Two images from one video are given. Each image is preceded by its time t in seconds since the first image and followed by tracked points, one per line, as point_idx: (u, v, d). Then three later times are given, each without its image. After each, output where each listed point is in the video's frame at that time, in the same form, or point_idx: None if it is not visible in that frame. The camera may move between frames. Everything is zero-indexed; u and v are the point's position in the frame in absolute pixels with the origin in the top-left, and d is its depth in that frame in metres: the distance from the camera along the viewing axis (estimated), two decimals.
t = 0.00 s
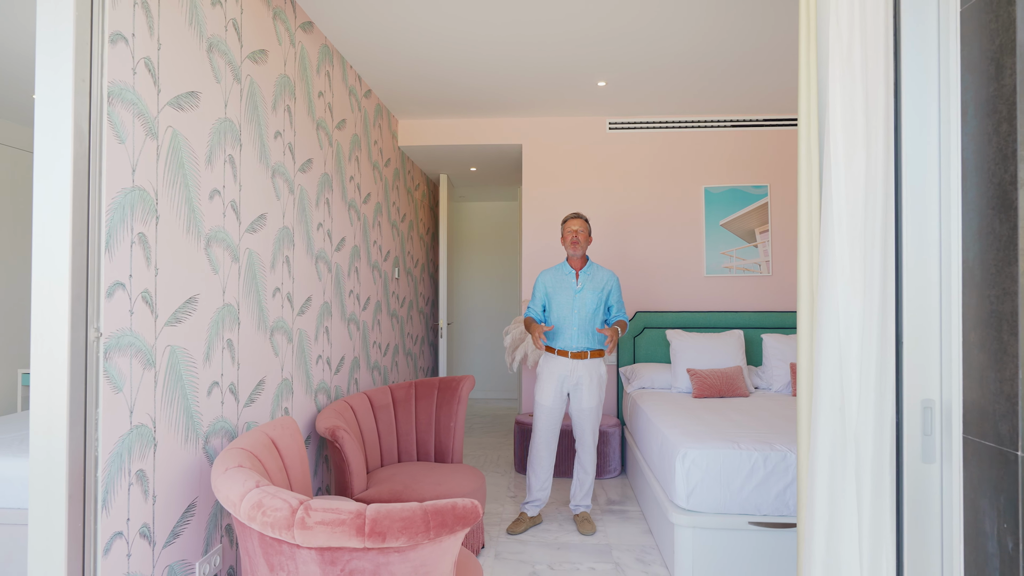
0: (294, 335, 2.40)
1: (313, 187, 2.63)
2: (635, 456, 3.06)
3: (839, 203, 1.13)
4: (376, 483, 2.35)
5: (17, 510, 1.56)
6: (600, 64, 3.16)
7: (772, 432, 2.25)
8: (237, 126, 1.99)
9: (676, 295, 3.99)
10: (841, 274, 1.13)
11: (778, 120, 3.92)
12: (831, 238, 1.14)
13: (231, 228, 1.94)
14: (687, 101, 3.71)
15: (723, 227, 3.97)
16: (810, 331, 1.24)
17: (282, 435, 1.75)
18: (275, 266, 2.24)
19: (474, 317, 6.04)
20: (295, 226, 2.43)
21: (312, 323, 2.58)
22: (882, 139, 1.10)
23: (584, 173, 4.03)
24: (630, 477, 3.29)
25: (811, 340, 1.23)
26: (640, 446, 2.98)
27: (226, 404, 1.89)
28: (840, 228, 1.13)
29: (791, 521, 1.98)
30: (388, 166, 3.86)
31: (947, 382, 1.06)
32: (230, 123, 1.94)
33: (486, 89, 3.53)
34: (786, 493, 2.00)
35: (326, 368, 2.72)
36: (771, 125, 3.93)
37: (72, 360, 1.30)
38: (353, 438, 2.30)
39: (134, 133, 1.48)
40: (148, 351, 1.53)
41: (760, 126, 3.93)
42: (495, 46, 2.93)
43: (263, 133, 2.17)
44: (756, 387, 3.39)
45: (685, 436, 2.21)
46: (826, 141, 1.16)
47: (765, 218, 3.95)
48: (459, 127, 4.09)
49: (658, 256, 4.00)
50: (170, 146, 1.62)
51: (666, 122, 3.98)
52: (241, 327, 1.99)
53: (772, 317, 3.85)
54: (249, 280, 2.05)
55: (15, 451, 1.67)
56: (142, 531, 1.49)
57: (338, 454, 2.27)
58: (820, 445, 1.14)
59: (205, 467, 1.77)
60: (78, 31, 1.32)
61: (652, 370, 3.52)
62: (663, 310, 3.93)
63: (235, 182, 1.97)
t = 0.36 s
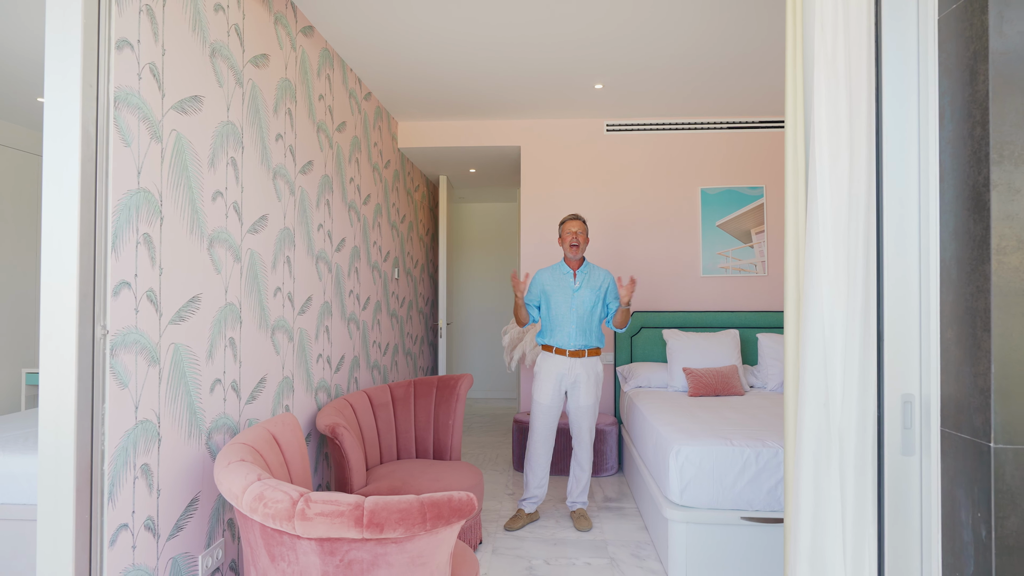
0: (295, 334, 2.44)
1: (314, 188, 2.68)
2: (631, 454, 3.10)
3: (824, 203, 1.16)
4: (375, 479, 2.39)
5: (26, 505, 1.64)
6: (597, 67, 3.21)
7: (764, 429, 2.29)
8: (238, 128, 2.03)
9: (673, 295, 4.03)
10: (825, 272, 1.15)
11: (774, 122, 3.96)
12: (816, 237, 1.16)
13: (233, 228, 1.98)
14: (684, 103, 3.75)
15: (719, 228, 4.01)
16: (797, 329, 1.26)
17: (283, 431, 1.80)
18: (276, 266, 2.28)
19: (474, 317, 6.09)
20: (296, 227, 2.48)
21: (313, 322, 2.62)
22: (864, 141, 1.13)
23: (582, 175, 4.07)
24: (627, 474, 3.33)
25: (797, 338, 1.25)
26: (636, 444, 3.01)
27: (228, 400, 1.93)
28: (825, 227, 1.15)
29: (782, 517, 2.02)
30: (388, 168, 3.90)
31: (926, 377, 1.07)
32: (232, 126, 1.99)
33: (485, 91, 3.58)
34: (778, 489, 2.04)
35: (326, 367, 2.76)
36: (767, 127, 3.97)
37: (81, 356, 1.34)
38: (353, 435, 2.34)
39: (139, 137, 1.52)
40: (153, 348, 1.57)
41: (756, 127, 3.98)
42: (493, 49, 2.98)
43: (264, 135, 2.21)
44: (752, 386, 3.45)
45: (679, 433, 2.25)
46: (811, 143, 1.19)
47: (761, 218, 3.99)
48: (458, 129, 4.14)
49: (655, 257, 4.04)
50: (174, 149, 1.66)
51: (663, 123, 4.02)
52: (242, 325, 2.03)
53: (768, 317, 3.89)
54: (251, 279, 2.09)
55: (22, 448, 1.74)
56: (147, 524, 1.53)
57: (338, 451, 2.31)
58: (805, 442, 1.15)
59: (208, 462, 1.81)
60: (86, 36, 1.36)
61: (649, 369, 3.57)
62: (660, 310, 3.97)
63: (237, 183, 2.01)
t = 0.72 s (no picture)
0: (297, 334, 2.47)
1: (317, 190, 2.71)
2: (630, 454, 3.12)
3: (816, 206, 1.17)
4: (377, 478, 2.41)
5: (36, 503, 1.69)
6: (597, 70, 3.24)
7: (760, 429, 2.31)
8: (242, 131, 2.06)
9: (672, 296, 4.06)
10: (818, 274, 1.17)
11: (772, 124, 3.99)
12: (810, 239, 1.17)
13: (237, 230, 2.01)
14: (683, 106, 3.78)
15: (718, 230, 4.04)
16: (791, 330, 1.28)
17: (287, 429, 1.83)
18: (279, 267, 2.31)
19: (474, 318, 6.12)
20: (298, 228, 2.50)
21: (315, 322, 2.65)
22: (855, 146, 1.15)
23: (582, 176, 4.10)
24: (626, 474, 3.35)
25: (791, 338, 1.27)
26: (635, 444, 3.04)
27: (232, 400, 1.96)
28: (818, 230, 1.17)
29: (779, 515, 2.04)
30: (389, 169, 3.93)
31: (916, 375, 1.09)
32: (236, 129, 2.01)
33: (486, 94, 3.61)
34: (774, 487, 2.07)
35: (328, 366, 2.79)
36: (765, 129, 4.00)
37: (89, 356, 1.37)
38: (354, 434, 2.36)
39: (146, 141, 1.55)
40: (159, 348, 1.60)
41: (755, 130, 4.00)
42: (493, 52, 3.01)
43: (267, 138, 2.24)
44: (751, 386, 3.49)
45: (677, 433, 2.28)
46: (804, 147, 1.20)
47: (759, 220, 4.02)
48: (459, 131, 4.17)
49: (654, 258, 4.07)
50: (179, 152, 1.69)
51: (663, 126, 4.05)
52: (246, 326, 2.06)
53: (766, 317, 3.92)
54: (254, 280, 2.12)
55: (30, 448, 1.78)
56: (153, 520, 1.56)
57: (340, 450, 2.33)
58: (798, 441, 1.17)
59: (213, 461, 1.84)
60: (95, 42, 1.39)
61: (648, 369, 3.60)
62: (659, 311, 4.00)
63: (240, 185, 2.04)
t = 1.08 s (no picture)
0: (300, 335, 2.49)
1: (319, 191, 2.73)
2: (631, 455, 3.14)
3: (815, 209, 1.19)
4: (379, 478, 2.43)
5: (42, 503, 1.71)
6: (598, 73, 3.27)
7: (761, 429, 2.33)
8: (246, 134, 2.08)
9: (673, 298, 4.08)
10: (817, 276, 1.18)
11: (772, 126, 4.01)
12: (809, 242, 1.19)
13: (240, 232, 2.03)
14: (683, 108, 3.80)
15: (719, 231, 4.06)
16: (790, 331, 1.29)
17: (290, 429, 1.85)
18: (282, 268, 2.33)
19: (476, 319, 6.14)
20: (301, 230, 2.52)
21: (318, 324, 2.67)
22: (853, 149, 1.16)
23: (582, 178, 4.12)
24: (627, 474, 3.37)
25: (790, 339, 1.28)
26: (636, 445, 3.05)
27: (236, 400, 1.98)
28: (816, 232, 1.18)
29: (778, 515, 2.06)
30: (391, 171, 3.95)
31: (913, 377, 1.11)
32: (240, 132, 2.03)
33: (488, 97, 3.63)
34: (774, 488, 2.08)
35: (331, 367, 2.81)
36: (766, 131, 4.02)
37: (97, 356, 1.39)
38: (357, 434, 2.38)
39: (152, 145, 1.57)
40: (164, 349, 1.62)
41: (755, 132, 4.02)
42: (495, 55, 3.03)
43: (271, 140, 2.26)
44: (751, 387, 3.50)
45: (677, 433, 2.29)
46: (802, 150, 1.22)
47: (760, 221, 4.04)
48: (461, 133, 4.19)
49: (655, 259, 4.09)
50: (185, 155, 1.71)
51: (663, 128, 4.07)
52: (250, 327, 2.08)
53: (767, 319, 3.93)
54: (258, 281, 2.14)
55: (38, 447, 1.80)
56: (159, 519, 1.58)
57: (343, 450, 2.35)
58: (796, 441, 1.19)
59: (217, 460, 1.86)
60: (104, 48, 1.42)
61: (648, 370, 3.61)
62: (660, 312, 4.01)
63: (244, 188, 2.06)
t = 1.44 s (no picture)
0: (303, 336, 2.50)
1: (322, 193, 2.74)
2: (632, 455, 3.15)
3: (815, 211, 1.20)
4: (381, 479, 2.44)
5: (47, 503, 1.72)
6: (599, 75, 3.28)
7: (762, 430, 2.33)
8: (249, 136, 2.09)
9: (674, 299, 4.09)
10: (817, 279, 1.19)
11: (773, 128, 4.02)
12: (809, 244, 1.20)
13: (244, 234, 2.04)
14: (684, 110, 3.81)
15: (719, 233, 4.07)
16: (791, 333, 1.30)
17: (293, 430, 1.86)
18: (285, 269, 2.35)
19: (477, 320, 6.15)
20: (303, 232, 2.53)
21: (320, 325, 2.68)
22: (852, 153, 1.17)
23: (583, 180, 4.13)
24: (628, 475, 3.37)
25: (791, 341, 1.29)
26: (637, 445, 3.06)
27: (239, 400, 1.99)
28: (816, 235, 1.19)
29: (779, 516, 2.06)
30: (392, 173, 3.97)
31: (912, 378, 1.11)
32: (243, 135, 2.05)
33: (489, 98, 3.64)
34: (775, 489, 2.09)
35: (333, 368, 2.82)
36: (766, 133, 4.03)
37: (102, 357, 1.40)
38: (359, 435, 2.39)
39: (157, 147, 1.58)
40: (169, 350, 1.63)
41: (756, 133, 4.03)
42: (497, 56, 3.04)
43: (274, 142, 2.28)
44: (752, 388, 3.50)
45: (678, 434, 2.30)
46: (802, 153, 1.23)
47: (761, 223, 4.05)
48: (462, 134, 4.21)
49: (656, 260, 4.10)
50: (189, 157, 1.73)
51: (664, 129, 4.08)
52: (253, 327, 2.09)
53: (768, 320, 3.93)
54: (261, 283, 2.15)
55: (43, 448, 1.81)
56: (163, 519, 1.59)
57: (345, 451, 2.36)
58: (797, 442, 1.20)
59: (221, 461, 1.87)
60: (111, 52, 1.43)
61: (649, 371, 3.62)
62: (661, 313, 4.02)
63: (248, 189, 2.07)
